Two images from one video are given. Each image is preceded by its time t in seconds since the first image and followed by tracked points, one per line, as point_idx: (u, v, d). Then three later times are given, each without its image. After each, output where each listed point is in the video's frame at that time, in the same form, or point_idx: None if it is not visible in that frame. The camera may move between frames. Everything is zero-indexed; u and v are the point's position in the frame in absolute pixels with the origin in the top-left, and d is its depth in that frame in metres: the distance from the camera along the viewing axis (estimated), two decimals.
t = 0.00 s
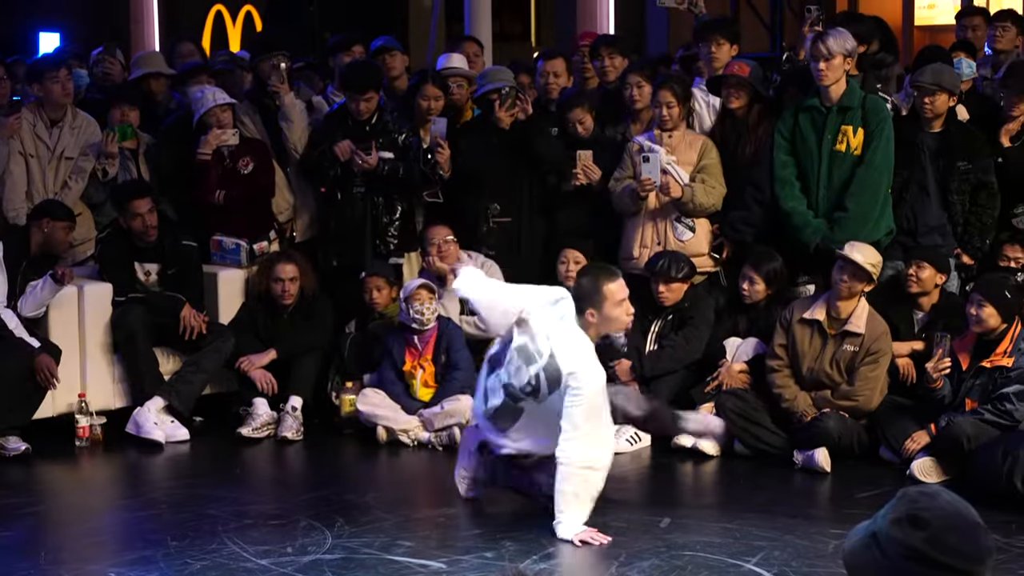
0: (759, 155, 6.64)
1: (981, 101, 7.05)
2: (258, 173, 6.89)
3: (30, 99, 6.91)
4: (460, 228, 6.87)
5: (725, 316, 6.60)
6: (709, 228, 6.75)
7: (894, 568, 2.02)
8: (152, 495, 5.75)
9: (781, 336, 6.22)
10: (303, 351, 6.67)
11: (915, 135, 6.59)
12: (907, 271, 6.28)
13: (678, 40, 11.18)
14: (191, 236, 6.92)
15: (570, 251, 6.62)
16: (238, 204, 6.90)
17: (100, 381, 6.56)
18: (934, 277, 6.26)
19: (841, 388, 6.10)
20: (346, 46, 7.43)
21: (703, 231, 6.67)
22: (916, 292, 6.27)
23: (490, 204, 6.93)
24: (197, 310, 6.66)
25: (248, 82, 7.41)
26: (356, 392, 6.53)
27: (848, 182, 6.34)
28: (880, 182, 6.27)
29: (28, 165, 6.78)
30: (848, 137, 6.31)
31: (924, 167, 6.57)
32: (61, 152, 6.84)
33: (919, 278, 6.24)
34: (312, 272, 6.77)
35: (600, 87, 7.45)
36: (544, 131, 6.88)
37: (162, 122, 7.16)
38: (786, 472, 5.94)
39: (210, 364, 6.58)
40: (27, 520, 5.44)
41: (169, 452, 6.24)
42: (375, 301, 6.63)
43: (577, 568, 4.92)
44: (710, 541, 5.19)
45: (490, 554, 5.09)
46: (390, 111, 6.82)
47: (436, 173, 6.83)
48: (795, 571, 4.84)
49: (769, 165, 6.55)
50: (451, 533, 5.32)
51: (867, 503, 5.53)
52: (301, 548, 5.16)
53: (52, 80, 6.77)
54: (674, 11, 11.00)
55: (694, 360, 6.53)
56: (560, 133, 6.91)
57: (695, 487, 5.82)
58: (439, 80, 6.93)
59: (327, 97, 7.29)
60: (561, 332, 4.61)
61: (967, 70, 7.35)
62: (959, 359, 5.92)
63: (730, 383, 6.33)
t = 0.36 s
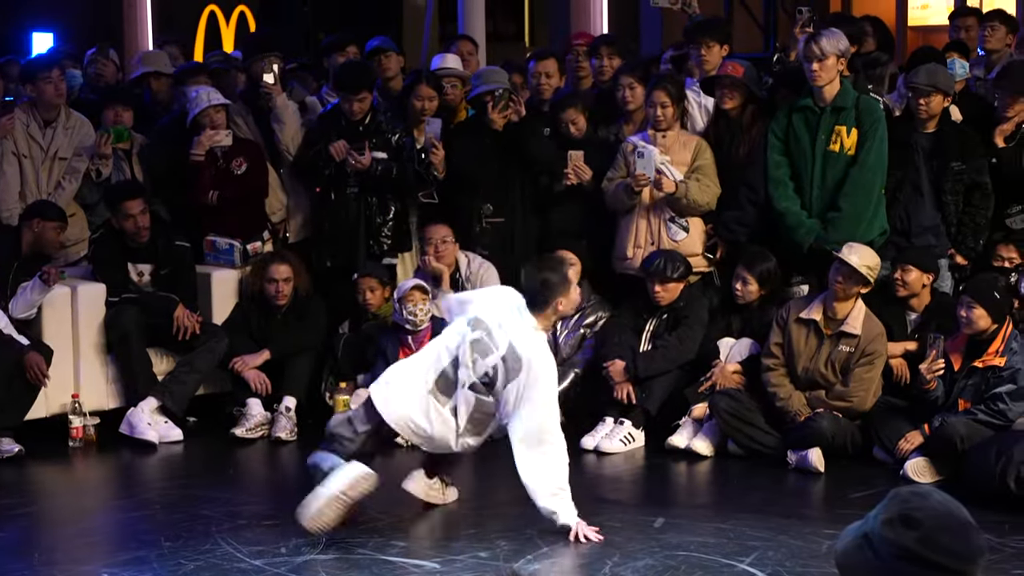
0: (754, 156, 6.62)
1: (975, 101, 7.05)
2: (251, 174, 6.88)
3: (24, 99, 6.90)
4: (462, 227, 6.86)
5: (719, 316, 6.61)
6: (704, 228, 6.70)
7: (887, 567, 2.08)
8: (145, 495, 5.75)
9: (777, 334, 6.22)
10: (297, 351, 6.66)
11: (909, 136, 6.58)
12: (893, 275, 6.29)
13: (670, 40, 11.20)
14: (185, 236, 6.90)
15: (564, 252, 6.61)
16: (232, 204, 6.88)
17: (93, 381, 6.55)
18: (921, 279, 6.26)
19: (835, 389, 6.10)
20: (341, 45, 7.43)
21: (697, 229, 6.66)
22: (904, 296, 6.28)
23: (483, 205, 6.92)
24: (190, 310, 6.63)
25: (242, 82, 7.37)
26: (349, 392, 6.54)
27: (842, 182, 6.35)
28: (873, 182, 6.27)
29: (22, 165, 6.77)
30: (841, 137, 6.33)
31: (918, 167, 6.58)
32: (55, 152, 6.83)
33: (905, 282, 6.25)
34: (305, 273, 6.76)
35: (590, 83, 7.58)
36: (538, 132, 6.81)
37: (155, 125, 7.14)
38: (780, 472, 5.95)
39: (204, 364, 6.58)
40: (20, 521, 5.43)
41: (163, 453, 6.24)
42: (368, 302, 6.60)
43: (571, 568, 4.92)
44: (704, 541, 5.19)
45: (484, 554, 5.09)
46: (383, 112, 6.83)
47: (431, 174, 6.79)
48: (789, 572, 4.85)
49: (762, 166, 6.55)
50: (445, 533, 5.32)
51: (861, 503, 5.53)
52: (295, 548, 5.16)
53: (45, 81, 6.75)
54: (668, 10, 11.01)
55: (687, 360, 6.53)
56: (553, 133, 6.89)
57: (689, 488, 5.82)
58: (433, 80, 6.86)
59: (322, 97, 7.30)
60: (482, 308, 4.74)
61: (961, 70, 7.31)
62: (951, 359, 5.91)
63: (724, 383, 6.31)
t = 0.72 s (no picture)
0: (755, 157, 6.61)
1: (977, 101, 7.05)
2: (252, 174, 6.87)
3: (25, 99, 6.89)
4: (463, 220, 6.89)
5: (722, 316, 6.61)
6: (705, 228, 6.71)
7: (890, 568, 2.06)
8: (147, 495, 5.75)
9: (779, 334, 6.22)
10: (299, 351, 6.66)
11: (911, 136, 6.60)
12: (895, 275, 6.29)
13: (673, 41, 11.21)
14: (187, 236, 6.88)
15: (562, 252, 6.61)
16: (233, 204, 6.89)
17: (95, 381, 6.55)
18: (923, 280, 6.26)
19: (837, 388, 6.10)
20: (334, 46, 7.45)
21: (699, 229, 6.65)
22: (906, 296, 6.29)
23: (483, 205, 6.92)
24: (192, 310, 6.63)
25: (244, 83, 7.36)
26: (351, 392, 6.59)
27: (844, 182, 6.35)
28: (875, 182, 6.27)
29: (24, 165, 6.78)
30: (843, 137, 6.33)
31: (920, 167, 6.57)
32: (57, 152, 6.84)
33: (907, 282, 6.25)
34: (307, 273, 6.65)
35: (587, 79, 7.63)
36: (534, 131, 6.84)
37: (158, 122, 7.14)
38: (781, 473, 5.95)
39: (206, 364, 6.57)
40: (22, 521, 5.43)
41: (164, 453, 6.24)
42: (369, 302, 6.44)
43: (572, 568, 4.92)
44: (706, 541, 5.19)
45: (485, 554, 5.08)
46: (385, 111, 6.82)
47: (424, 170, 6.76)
48: (791, 572, 4.84)
49: (764, 166, 6.54)
50: (446, 533, 5.32)
51: (863, 503, 5.53)
52: (296, 548, 5.16)
53: (45, 80, 6.75)
54: (669, 9, 11.01)
55: (690, 360, 6.51)
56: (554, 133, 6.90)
57: (691, 488, 5.82)
58: (435, 80, 6.92)
59: (324, 97, 7.30)
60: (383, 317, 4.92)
61: (962, 69, 7.32)
62: (951, 359, 5.90)
63: (727, 380, 6.33)
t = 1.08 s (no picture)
0: (773, 157, 6.59)
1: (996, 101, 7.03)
2: (270, 174, 6.88)
3: (46, 100, 6.88)
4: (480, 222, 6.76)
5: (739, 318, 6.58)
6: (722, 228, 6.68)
7: (914, 572, 1.89)
8: (165, 495, 5.76)
9: (795, 337, 6.21)
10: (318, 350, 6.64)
11: (933, 137, 6.59)
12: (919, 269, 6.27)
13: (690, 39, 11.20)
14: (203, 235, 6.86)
15: (577, 253, 6.59)
16: (251, 205, 6.89)
17: (114, 380, 6.57)
18: (946, 275, 6.24)
19: (854, 390, 6.08)
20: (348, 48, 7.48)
21: (715, 229, 6.63)
22: (928, 289, 6.25)
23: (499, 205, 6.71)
24: (209, 309, 6.62)
25: (263, 82, 7.38)
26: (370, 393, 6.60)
27: (862, 183, 6.34)
28: (893, 183, 6.26)
29: (43, 166, 6.75)
30: (861, 137, 6.31)
31: (939, 168, 6.56)
32: (76, 153, 6.81)
33: (930, 276, 6.22)
34: (325, 273, 6.66)
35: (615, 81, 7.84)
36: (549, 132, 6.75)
37: (178, 122, 7.18)
38: (800, 474, 5.94)
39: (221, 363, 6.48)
40: (41, 521, 5.45)
41: (182, 453, 6.25)
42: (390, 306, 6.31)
43: (590, 569, 4.92)
44: (724, 542, 5.18)
45: (503, 554, 5.08)
46: (403, 112, 6.82)
47: (434, 169, 6.73)
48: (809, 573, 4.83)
49: (783, 167, 6.51)
50: (463, 533, 5.32)
51: (882, 505, 5.51)
52: (314, 548, 5.16)
53: (62, 81, 6.72)
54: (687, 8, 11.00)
55: (707, 361, 6.48)
56: (575, 133, 6.87)
57: (708, 489, 5.81)
58: (455, 81, 6.85)
59: (340, 98, 7.31)
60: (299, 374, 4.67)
61: (980, 70, 7.32)
62: (969, 359, 5.91)
63: (745, 379, 6.34)
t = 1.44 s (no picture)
0: (832, 161, 6.54)
1: None
2: (328, 179, 6.91)
3: (106, 104, 6.94)
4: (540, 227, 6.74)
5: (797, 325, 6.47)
6: (780, 234, 6.65)
7: None
8: (224, 497, 5.79)
9: (852, 343, 6.16)
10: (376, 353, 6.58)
11: (991, 142, 6.51)
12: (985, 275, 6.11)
13: (745, 42, 11.19)
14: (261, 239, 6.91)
15: (637, 258, 6.61)
16: (309, 209, 6.92)
17: (173, 383, 6.61)
18: (1013, 282, 6.09)
19: (914, 397, 6.03)
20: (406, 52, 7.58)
21: (772, 233, 6.60)
22: (994, 295, 6.11)
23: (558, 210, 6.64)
24: (267, 313, 6.65)
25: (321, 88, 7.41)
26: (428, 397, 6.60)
27: (921, 188, 6.28)
28: (953, 188, 6.21)
29: (104, 170, 6.81)
30: (920, 142, 6.27)
31: (1000, 174, 6.49)
32: (136, 157, 6.88)
33: (998, 282, 6.07)
34: (383, 278, 6.66)
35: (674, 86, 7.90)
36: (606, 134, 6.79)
37: (235, 126, 7.21)
38: (858, 481, 5.90)
39: (279, 365, 6.59)
40: (102, 522, 5.48)
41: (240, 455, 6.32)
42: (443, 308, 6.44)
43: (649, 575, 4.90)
44: (782, 549, 5.15)
45: (561, 560, 5.07)
46: (461, 117, 6.84)
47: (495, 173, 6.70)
48: None
49: (841, 171, 6.50)
50: (522, 538, 5.31)
51: (942, 512, 5.47)
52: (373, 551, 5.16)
53: (122, 85, 6.78)
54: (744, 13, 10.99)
55: (765, 366, 6.43)
56: (634, 138, 6.89)
57: (766, 495, 5.78)
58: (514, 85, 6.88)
59: (398, 102, 7.39)
60: (333, 446, 4.60)
61: None
62: None
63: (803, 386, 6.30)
